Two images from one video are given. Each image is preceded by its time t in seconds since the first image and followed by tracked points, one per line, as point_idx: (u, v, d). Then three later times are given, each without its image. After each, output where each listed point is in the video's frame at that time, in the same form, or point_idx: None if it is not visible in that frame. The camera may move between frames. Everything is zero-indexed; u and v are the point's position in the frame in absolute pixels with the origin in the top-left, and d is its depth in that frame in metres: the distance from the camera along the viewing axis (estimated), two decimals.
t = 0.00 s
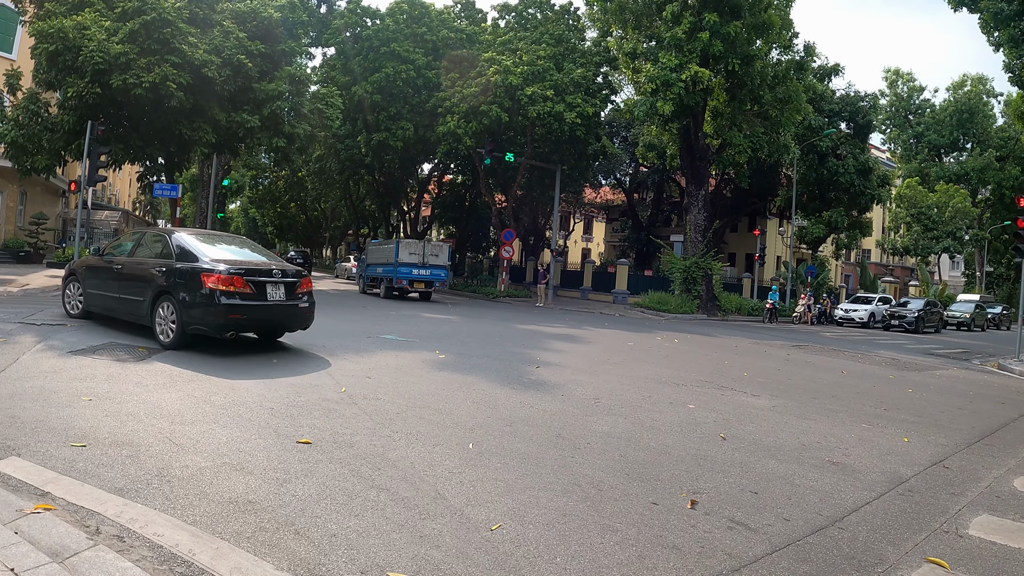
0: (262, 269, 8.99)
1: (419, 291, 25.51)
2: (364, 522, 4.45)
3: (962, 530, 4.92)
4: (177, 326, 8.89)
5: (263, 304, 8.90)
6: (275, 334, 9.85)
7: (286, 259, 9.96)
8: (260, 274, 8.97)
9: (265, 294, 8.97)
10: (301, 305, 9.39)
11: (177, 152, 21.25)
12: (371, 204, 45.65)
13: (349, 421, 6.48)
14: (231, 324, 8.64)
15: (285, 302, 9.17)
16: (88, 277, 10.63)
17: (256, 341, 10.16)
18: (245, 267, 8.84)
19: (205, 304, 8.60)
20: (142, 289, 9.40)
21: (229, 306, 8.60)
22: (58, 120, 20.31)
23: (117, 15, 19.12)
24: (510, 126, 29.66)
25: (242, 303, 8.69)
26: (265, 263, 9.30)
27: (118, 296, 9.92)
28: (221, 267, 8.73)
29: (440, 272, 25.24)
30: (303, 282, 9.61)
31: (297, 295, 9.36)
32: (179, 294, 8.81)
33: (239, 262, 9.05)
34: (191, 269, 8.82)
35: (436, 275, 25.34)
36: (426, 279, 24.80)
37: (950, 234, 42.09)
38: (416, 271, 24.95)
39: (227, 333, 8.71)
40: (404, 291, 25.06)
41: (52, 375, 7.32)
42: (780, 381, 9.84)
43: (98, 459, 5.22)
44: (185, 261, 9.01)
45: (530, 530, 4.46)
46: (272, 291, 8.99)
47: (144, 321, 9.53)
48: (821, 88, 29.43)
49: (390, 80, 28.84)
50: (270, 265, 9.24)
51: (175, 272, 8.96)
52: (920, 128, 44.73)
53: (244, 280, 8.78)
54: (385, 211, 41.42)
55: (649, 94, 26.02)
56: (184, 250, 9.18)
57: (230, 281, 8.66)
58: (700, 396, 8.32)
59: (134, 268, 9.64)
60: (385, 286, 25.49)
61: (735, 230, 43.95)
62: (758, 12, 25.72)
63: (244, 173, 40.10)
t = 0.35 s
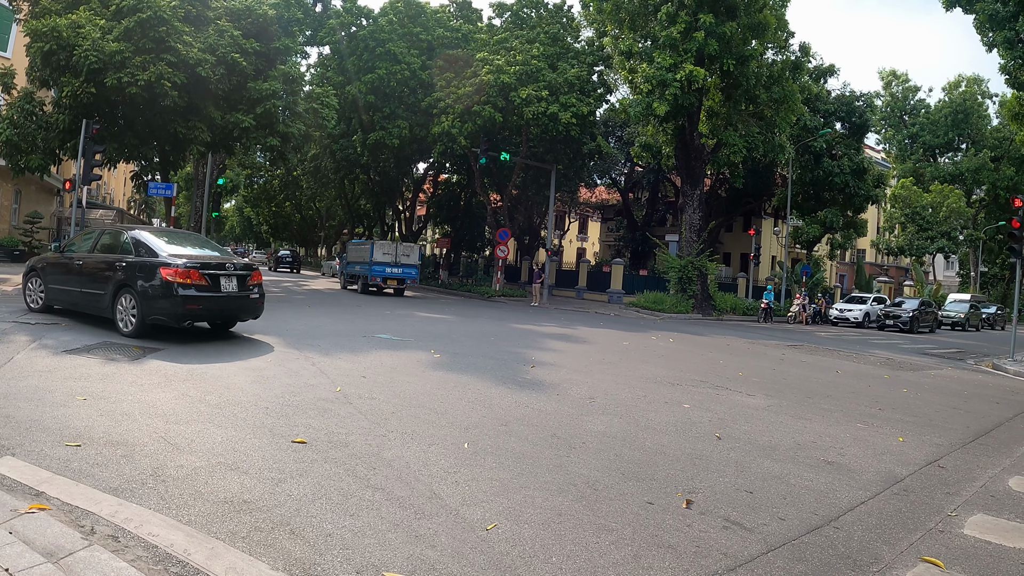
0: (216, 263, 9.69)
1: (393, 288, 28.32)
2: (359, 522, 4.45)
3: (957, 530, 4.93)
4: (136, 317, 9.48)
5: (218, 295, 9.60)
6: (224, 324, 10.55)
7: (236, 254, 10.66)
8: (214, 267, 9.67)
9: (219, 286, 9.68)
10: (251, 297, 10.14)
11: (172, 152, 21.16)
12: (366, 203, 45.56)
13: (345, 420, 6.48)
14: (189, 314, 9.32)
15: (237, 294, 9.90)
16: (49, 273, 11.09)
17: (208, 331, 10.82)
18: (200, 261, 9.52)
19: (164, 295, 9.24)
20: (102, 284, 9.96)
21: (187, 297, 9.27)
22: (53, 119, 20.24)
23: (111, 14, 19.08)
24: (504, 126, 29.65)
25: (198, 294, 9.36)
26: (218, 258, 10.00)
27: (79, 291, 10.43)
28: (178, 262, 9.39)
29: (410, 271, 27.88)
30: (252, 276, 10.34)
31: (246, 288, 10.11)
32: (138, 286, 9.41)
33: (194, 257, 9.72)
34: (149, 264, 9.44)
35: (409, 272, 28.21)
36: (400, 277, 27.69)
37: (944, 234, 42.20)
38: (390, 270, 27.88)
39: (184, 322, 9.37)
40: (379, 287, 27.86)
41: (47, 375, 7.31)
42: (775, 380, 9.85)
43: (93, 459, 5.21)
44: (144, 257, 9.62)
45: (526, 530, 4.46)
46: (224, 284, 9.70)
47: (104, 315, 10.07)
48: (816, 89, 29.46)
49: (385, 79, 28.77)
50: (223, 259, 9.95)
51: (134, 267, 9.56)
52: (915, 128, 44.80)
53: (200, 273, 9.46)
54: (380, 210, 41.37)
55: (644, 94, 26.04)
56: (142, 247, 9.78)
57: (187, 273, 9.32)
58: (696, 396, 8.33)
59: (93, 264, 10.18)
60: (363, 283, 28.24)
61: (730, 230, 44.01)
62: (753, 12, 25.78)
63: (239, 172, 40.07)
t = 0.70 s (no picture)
0: (171, 257, 10.25)
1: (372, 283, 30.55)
2: (355, 522, 4.44)
3: (952, 530, 4.94)
4: (95, 310, 9.96)
5: (173, 288, 10.16)
6: (179, 317, 11.07)
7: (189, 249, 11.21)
8: (169, 261, 10.23)
9: (174, 279, 10.24)
10: (205, 290, 10.70)
11: (167, 150, 21.10)
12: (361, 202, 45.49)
13: (340, 420, 6.46)
14: (146, 305, 9.85)
15: (191, 287, 10.46)
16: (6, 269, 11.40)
17: (163, 324, 11.35)
18: (156, 255, 10.07)
19: (121, 287, 9.77)
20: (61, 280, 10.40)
21: (144, 289, 9.81)
22: (48, 117, 20.20)
23: (107, 13, 19.00)
24: (500, 125, 29.61)
25: (155, 286, 9.91)
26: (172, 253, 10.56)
27: (38, 287, 10.79)
28: (135, 256, 9.94)
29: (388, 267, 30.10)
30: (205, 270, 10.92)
31: (200, 280, 10.65)
32: (96, 281, 9.91)
33: (150, 252, 10.27)
34: (107, 258, 9.95)
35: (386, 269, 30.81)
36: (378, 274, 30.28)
37: (939, 234, 42.27)
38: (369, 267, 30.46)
39: (141, 314, 9.89)
40: (360, 283, 30.42)
41: (42, 375, 7.29)
42: (771, 380, 9.86)
43: (89, 459, 5.20)
44: (103, 253, 10.11)
45: (521, 530, 4.46)
46: (180, 276, 10.25)
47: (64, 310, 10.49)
48: (812, 89, 29.48)
49: (382, 79, 28.75)
50: (177, 254, 10.51)
51: (93, 262, 10.05)
52: (911, 128, 44.82)
53: (156, 266, 10.02)
54: (376, 210, 41.32)
55: (640, 95, 26.07)
56: (101, 242, 10.25)
57: (144, 266, 9.87)
58: (693, 396, 8.33)
59: (53, 260, 10.60)
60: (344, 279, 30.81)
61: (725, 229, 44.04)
62: (749, 13, 25.79)
63: (235, 171, 40.02)
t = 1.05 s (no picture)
0: (124, 251, 11.24)
1: (352, 281, 34.03)
2: (351, 523, 4.44)
3: (948, 529, 4.95)
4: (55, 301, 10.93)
5: (126, 280, 11.16)
6: (134, 307, 12.06)
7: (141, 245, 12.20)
8: (122, 256, 11.21)
9: (127, 272, 11.23)
10: (156, 283, 11.71)
11: (163, 151, 21.06)
12: (358, 203, 45.45)
13: (335, 421, 6.46)
14: (102, 296, 10.87)
15: (144, 279, 11.47)
16: None
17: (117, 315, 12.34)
18: (111, 249, 11.07)
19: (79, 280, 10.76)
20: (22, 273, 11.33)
21: (99, 281, 10.82)
22: (44, 118, 20.15)
23: (102, 13, 18.97)
24: (496, 126, 29.62)
25: (109, 278, 10.91)
26: (125, 247, 11.53)
27: None
28: (91, 250, 10.92)
29: (368, 266, 33.67)
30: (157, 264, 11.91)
31: (152, 274, 11.64)
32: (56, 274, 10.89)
33: (105, 248, 11.25)
34: (66, 253, 10.91)
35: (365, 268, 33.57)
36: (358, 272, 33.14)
37: (935, 234, 42.34)
38: (350, 266, 33.31)
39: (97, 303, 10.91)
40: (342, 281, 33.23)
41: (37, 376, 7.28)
42: (766, 381, 9.88)
43: (85, 461, 5.19)
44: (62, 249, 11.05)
45: (517, 530, 4.46)
46: (133, 270, 11.24)
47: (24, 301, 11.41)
48: (808, 90, 29.52)
49: (379, 78, 28.70)
50: (130, 249, 11.47)
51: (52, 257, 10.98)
52: (907, 128, 44.87)
53: (110, 260, 11.01)
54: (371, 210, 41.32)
55: (636, 96, 26.08)
56: (59, 238, 11.17)
57: (99, 260, 10.85)
58: (689, 396, 8.35)
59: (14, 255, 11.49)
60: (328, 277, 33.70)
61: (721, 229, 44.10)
62: (745, 14, 25.81)
63: (230, 172, 39.94)
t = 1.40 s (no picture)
0: (79, 249, 12.29)
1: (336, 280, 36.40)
2: (348, 523, 4.45)
3: (944, 528, 4.96)
4: (14, 297, 11.92)
5: (81, 275, 12.19)
6: (89, 302, 13.10)
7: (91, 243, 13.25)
8: (77, 253, 12.25)
9: (82, 268, 12.26)
10: (109, 278, 12.77)
11: (159, 152, 21.03)
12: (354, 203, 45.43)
13: (332, 422, 6.45)
14: (59, 290, 11.90)
15: (97, 275, 12.51)
16: None
17: (72, 311, 13.34)
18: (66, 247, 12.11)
19: (37, 276, 11.78)
20: None
21: (57, 276, 11.85)
22: (40, 118, 20.11)
23: (98, 13, 18.94)
24: (492, 126, 29.60)
25: (65, 274, 11.94)
26: (78, 245, 12.58)
27: None
28: (48, 248, 11.95)
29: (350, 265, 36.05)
30: (109, 260, 12.96)
31: (104, 270, 12.69)
32: (14, 270, 11.90)
33: (60, 246, 12.29)
34: (25, 252, 11.94)
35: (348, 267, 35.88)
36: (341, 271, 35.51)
37: (931, 234, 42.37)
38: (334, 265, 35.68)
39: (55, 297, 11.93)
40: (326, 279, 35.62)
41: (34, 377, 7.27)
42: (762, 380, 9.89)
43: (82, 461, 5.18)
44: (20, 248, 12.07)
45: (515, 530, 4.47)
46: (86, 265, 12.31)
47: None
48: (804, 90, 29.55)
49: (376, 78, 28.64)
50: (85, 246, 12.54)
51: (12, 256, 12.00)
52: (903, 128, 44.92)
53: (66, 257, 12.05)
54: (367, 211, 41.28)
55: (632, 97, 26.07)
56: (18, 239, 12.21)
57: (56, 257, 11.88)
58: (685, 396, 8.36)
59: None
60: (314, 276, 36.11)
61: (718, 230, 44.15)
62: (741, 14, 25.88)
63: (226, 172, 39.88)
